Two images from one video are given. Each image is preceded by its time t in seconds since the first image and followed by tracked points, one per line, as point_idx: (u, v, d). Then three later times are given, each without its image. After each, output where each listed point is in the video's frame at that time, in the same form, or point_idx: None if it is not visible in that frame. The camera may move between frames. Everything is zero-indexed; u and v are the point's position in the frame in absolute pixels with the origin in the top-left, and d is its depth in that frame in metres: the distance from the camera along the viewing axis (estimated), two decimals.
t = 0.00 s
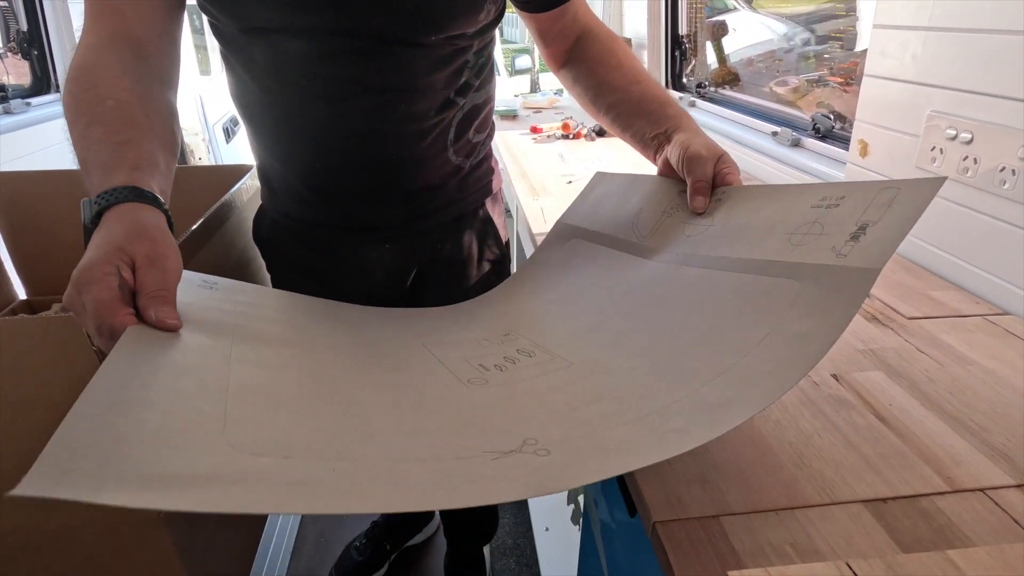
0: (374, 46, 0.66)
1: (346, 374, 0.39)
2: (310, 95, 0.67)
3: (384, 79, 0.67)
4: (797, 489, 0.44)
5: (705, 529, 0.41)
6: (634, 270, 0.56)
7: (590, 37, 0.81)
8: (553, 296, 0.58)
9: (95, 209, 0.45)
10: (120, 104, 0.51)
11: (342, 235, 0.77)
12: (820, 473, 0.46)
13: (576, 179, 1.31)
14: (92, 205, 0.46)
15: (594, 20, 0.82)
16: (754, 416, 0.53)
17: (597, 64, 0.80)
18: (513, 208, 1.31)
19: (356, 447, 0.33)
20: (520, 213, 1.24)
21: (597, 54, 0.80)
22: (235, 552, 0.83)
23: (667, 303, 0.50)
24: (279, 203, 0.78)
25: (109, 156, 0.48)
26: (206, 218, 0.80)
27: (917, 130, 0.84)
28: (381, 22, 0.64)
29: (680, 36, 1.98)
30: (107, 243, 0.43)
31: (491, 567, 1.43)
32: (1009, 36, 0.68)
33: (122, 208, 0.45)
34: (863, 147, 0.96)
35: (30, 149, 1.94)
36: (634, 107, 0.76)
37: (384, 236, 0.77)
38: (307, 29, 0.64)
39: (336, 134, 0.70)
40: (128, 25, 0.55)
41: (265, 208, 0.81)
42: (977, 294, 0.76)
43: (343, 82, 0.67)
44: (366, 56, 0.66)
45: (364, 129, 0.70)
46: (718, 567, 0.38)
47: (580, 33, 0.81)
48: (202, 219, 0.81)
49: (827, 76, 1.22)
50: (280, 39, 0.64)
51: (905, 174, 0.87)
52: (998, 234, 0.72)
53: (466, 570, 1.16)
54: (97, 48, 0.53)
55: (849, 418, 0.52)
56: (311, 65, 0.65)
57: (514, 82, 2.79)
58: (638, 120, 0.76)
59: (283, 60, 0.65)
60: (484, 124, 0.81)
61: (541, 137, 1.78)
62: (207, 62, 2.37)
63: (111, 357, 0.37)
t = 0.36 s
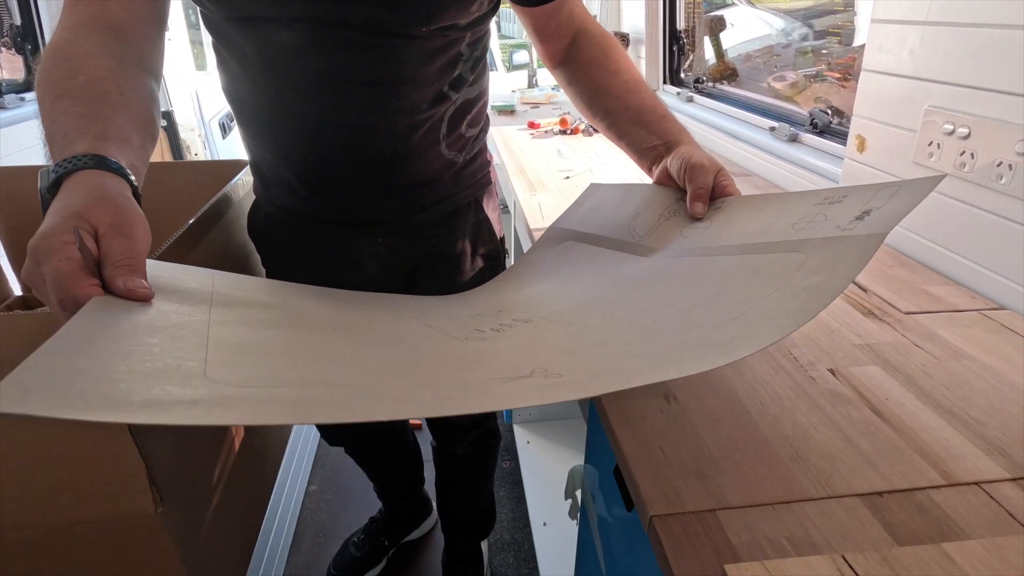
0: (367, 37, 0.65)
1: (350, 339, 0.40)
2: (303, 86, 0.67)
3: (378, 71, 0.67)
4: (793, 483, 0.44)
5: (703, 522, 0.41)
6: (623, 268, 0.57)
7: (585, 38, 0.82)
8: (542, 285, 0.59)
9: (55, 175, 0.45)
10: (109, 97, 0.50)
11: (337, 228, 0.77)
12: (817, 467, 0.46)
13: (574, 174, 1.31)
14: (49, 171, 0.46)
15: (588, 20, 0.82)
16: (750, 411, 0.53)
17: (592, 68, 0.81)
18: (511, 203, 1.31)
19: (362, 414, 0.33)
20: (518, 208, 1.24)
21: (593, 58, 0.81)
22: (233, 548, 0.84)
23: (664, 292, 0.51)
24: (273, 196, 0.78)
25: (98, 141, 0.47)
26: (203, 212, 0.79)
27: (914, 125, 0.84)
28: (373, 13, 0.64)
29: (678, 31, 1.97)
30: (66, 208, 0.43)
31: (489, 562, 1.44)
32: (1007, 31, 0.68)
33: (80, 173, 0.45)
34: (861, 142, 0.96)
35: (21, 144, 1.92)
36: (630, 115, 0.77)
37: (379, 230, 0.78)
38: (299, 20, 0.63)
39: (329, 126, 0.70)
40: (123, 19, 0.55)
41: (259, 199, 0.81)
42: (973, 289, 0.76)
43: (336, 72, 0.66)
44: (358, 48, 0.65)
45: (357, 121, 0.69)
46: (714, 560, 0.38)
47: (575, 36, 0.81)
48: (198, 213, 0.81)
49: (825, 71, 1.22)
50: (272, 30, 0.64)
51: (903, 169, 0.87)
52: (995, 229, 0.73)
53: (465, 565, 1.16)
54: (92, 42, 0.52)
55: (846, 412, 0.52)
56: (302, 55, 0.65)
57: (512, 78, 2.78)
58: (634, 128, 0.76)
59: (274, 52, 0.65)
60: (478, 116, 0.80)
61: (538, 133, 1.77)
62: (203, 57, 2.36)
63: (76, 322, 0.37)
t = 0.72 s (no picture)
0: (373, 29, 0.65)
1: (431, 294, 0.42)
2: (309, 81, 0.66)
3: (385, 66, 0.68)
4: (788, 479, 0.45)
5: (699, 519, 0.41)
6: (635, 223, 0.58)
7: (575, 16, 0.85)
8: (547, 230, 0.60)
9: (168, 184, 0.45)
10: (101, 92, 0.50)
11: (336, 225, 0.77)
12: (812, 463, 0.46)
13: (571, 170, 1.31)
14: (155, 180, 0.46)
15: None
16: (746, 407, 0.53)
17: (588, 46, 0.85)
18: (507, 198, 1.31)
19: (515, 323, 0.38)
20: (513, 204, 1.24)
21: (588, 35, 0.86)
22: (232, 545, 0.84)
23: (668, 237, 0.54)
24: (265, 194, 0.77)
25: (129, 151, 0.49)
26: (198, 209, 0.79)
27: (910, 122, 0.84)
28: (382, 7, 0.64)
29: (675, 27, 1.97)
30: (208, 210, 0.43)
31: (486, 557, 1.44)
32: (1003, 28, 0.68)
33: (189, 173, 0.45)
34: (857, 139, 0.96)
35: (15, 141, 1.91)
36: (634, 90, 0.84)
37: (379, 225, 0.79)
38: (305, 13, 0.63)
39: (334, 121, 0.70)
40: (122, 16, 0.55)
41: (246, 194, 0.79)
42: (967, 284, 0.77)
43: (343, 68, 0.66)
44: (366, 41, 0.65)
45: (362, 116, 0.70)
46: (711, 556, 0.38)
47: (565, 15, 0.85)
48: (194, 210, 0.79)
49: (822, 67, 1.23)
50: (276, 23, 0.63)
51: (899, 165, 0.87)
52: (989, 226, 0.73)
53: (462, 561, 1.16)
54: (86, 39, 0.52)
55: (840, 408, 0.53)
56: (309, 50, 0.64)
57: (509, 73, 2.78)
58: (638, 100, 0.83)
59: (275, 46, 0.64)
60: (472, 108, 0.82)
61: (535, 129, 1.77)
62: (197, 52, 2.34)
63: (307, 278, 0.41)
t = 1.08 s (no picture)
0: (381, 27, 0.74)
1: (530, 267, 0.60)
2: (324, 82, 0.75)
3: (388, 64, 0.77)
4: (770, 468, 0.46)
5: (682, 508, 0.42)
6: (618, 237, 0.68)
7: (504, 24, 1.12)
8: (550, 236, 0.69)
9: (450, 148, 0.54)
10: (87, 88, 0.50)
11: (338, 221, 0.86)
12: (793, 453, 0.47)
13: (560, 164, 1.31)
14: (439, 150, 0.53)
15: (502, 1, 1.11)
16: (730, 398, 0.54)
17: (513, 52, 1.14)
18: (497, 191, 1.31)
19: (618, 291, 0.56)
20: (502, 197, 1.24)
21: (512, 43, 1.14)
22: (224, 538, 0.84)
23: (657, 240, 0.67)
24: (262, 183, 0.83)
25: (351, 147, 0.53)
26: (183, 207, 0.79)
27: (895, 117, 0.85)
28: (389, 9, 0.73)
29: (666, 20, 1.97)
30: (516, 181, 0.55)
31: (478, 548, 1.46)
32: (987, 25, 0.69)
33: (458, 142, 0.56)
34: (842, 133, 0.97)
35: None
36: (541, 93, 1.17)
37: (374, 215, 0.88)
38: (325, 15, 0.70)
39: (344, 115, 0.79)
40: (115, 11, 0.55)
41: (243, 202, 0.86)
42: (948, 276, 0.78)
43: (355, 66, 0.75)
44: (375, 39, 0.74)
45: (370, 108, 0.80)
46: (693, 543, 0.39)
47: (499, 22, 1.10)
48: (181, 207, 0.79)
49: (811, 61, 1.24)
50: (289, 26, 0.70)
51: (883, 160, 0.88)
52: (970, 220, 0.74)
53: (454, 552, 1.17)
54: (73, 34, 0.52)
55: (821, 399, 0.54)
56: (322, 46, 0.72)
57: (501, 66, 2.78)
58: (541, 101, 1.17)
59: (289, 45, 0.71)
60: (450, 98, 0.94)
61: (526, 122, 1.77)
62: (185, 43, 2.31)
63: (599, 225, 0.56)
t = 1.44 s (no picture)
0: (383, 28, 0.74)
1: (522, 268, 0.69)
2: (327, 83, 0.74)
3: (389, 64, 0.78)
4: (760, 465, 0.46)
5: (672, 504, 0.43)
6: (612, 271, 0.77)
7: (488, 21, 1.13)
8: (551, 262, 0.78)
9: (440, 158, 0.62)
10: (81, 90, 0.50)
11: (340, 221, 0.86)
12: (784, 449, 0.48)
13: (556, 162, 1.31)
14: (427, 156, 0.62)
15: None
16: (722, 396, 0.54)
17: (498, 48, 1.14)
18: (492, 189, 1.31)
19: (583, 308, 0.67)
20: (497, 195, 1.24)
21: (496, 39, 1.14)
22: (221, 537, 0.85)
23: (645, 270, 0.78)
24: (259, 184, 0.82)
25: (355, 166, 0.60)
26: (178, 208, 0.79)
27: (888, 116, 0.86)
28: (391, 11, 0.73)
29: (661, 19, 1.98)
30: (492, 185, 0.64)
31: (475, 545, 1.46)
32: (978, 24, 0.69)
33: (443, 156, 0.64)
34: (835, 131, 0.98)
35: None
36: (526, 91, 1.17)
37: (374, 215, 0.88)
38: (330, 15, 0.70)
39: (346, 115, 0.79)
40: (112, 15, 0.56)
41: (240, 204, 0.86)
42: (938, 272, 0.79)
43: (356, 66, 0.75)
44: (379, 41, 0.75)
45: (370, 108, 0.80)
46: (684, 539, 0.40)
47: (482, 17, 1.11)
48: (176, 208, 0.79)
49: (806, 59, 1.24)
50: (291, 27, 0.69)
51: (876, 158, 0.89)
52: (961, 217, 0.75)
53: (452, 549, 1.18)
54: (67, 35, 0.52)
55: (812, 396, 0.54)
56: (319, 50, 0.72)
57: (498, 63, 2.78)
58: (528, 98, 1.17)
59: (287, 48, 0.70)
60: (443, 99, 0.95)
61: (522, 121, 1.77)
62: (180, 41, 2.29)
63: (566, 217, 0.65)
